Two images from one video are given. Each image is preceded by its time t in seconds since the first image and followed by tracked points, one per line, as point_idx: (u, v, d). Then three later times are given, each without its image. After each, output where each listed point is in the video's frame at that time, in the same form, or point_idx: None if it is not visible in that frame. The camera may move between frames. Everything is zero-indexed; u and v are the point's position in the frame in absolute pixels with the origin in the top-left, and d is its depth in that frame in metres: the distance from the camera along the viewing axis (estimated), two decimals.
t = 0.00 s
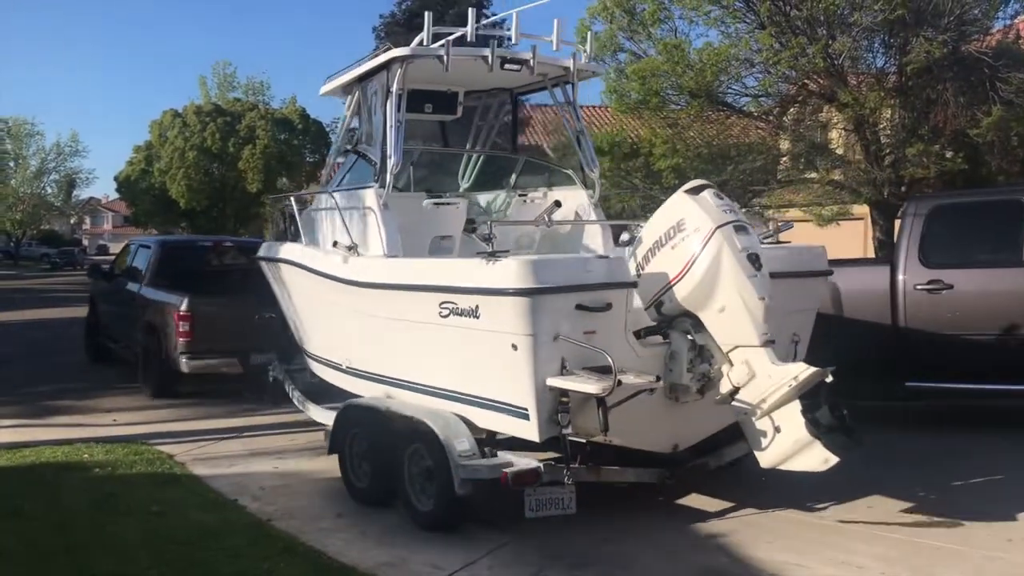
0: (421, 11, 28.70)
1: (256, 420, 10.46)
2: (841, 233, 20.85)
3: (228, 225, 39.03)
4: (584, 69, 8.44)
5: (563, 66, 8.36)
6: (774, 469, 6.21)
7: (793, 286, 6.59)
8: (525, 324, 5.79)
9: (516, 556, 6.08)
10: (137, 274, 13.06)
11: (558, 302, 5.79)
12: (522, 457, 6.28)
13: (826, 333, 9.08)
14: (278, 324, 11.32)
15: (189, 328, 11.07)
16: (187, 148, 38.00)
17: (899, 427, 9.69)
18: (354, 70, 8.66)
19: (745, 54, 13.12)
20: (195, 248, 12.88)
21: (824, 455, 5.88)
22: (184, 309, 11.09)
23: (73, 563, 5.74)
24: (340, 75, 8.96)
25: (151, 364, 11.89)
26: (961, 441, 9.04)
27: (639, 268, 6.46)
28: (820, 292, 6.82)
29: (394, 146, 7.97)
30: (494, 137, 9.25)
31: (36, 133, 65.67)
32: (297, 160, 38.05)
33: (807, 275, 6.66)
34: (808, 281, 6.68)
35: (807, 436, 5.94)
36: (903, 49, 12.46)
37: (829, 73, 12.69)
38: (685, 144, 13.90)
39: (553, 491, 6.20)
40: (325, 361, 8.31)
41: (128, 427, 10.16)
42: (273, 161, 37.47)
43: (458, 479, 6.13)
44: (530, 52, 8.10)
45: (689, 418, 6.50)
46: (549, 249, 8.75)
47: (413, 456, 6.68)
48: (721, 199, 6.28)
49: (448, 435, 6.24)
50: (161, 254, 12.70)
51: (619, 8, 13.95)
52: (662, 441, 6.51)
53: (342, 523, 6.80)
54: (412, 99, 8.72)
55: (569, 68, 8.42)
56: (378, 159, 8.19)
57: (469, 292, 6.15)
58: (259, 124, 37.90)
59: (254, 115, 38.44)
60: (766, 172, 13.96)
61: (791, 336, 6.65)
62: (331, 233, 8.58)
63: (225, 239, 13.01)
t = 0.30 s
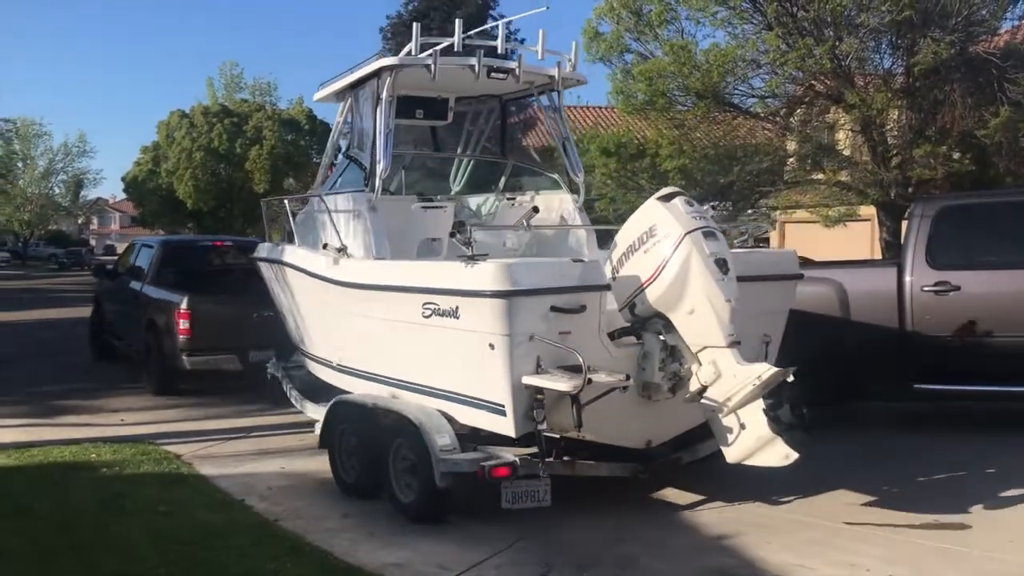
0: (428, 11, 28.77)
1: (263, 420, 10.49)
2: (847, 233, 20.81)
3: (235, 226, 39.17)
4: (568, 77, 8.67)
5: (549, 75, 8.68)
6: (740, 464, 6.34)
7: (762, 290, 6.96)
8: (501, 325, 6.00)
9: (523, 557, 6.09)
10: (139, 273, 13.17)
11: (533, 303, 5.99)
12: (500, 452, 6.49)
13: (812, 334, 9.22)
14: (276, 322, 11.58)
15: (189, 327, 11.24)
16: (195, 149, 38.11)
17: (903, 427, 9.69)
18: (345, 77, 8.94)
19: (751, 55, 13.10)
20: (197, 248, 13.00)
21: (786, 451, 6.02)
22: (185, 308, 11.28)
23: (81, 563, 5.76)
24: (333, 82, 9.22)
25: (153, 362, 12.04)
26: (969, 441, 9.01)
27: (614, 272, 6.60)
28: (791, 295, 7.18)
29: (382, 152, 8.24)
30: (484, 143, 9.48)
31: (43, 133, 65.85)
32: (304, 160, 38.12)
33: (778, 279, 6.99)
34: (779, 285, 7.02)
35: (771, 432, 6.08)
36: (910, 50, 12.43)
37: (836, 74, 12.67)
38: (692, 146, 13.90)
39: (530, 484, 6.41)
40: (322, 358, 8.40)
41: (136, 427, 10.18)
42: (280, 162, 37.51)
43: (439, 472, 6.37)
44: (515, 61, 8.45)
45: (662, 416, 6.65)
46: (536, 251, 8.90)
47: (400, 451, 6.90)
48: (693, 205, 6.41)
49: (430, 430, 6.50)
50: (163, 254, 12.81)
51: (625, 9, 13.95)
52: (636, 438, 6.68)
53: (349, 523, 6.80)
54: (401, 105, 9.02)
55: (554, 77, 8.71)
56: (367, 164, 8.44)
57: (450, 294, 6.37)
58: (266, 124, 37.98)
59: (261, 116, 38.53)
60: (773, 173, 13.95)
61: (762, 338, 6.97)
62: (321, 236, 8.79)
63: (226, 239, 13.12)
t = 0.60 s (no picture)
0: (435, 14, 28.85)
1: (270, 421, 10.52)
2: (854, 236, 20.79)
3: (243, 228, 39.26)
4: (555, 86, 8.90)
5: (535, 83, 8.88)
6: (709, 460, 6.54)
7: (739, 292, 7.20)
8: (482, 325, 6.23)
9: (530, 558, 6.11)
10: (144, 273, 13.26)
11: (513, 305, 6.21)
12: (482, 447, 6.72)
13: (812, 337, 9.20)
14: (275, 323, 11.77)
15: (191, 326, 11.55)
16: (202, 151, 38.22)
17: (909, 428, 9.68)
18: (340, 85, 9.11)
19: (759, 56, 13.12)
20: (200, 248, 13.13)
21: (752, 448, 6.27)
22: (185, 307, 11.57)
23: (90, 563, 5.79)
24: (327, 89, 9.34)
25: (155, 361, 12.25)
26: (977, 442, 8.99)
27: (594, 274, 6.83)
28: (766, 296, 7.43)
29: (374, 159, 8.48)
30: (477, 149, 9.70)
31: (51, 136, 66.09)
32: (311, 162, 38.20)
33: (754, 282, 7.27)
34: (755, 288, 7.30)
35: (738, 429, 6.31)
36: (917, 51, 12.42)
37: (844, 75, 12.66)
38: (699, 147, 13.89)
39: (510, 477, 6.67)
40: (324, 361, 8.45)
41: (144, 429, 10.22)
42: (287, 164, 37.57)
43: (424, 467, 6.62)
44: (503, 71, 8.55)
45: (639, 413, 6.85)
46: (526, 253, 9.06)
47: (388, 447, 7.12)
48: (668, 212, 6.64)
49: (415, 426, 6.75)
50: (167, 256, 12.95)
51: (632, 11, 13.98)
52: (614, 434, 6.85)
53: (356, 524, 6.82)
54: (393, 112, 9.26)
55: (541, 85, 8.92)
56: (360, 168, 8.66)
57: (435, 295, 6.58)
58: (273, 126, 38.08)
59: (268, 118, 38.61)
60: (781, 174, 13.91)
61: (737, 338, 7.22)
62: (314, 237, 9.09)
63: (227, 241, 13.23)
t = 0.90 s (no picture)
0: (440, 17, 28.88)
1: (275, 423, 10.55)
2: (859, 239, 20.80)
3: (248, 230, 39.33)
4: (546, 93, 9.07)
5: (526, 90, 8.99)
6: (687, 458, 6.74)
7: (721, 295, 7.29)
8: (466, 327, 6.33)
9: (536, 560, 6.10)
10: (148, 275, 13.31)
11: (498, 308, 6.30)
12: (468, 445, 6.79)
13: (812, 339, 9.28)
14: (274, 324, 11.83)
15: (193, 327, 11.59)
16: (207, 154, 38.30)
17: (913, 431, 9.66)
18: (336, 92, 9.15)
19: (763, 59, 13.13)
20: (203, 250, 13.20)
21: (729, 446, 6.41)
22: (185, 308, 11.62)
23: (97, 564, 5.81)
24: (323, 97, 9.41)
25: (157, 360, 12.46)
26: (983, 444, 8.98)
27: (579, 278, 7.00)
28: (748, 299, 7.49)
29: (368, 165, 8.55)
30: (471, 153, 9.91)
31: (57, 139, 66.25)
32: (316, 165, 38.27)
33: (736, 285, 7.33)
34: (737, 292, 7.38)
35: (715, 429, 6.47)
36: (923, 55, 12.42)
37: (849, 78, 12.64)
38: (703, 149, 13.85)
39: (495, 474, 6.76)
40: (321, 362, 8.62)
41: (149, 430, 10.24)
42: (292, 167, 37.63)
43: (412, 464, 6.69)
44: (493, 79, 8.68)
45: (622, 412, 6.99)
46: (517, 257, 9.22)
47: (377, 446, 7.23)
48: (649, 216, 6.75)
49: (404, 425, 6.82)
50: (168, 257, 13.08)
51: (636, 14, 14.02)
52: (598, 433, 7.01)
53: (362, 526, 6.83)
54: (388, 119, 9.50)
55: (531, 93, 9.05)
56: (353, 175, 8.73)
57: (422, 298, 6.69)
58: (278, 129, 38.16)
59: (273, 121, 38.70)
60: (785, 178, 13.91)
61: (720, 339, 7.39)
62: (310, 242, 9.23)
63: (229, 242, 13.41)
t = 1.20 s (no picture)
0: (444, 20, 28.88)
1: (278, 426, 10.56)
2: (862, 244, 20.79)
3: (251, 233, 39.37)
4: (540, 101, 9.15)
5: (519, 99, 9.09)
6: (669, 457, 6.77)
7: (706, 300, 7.37)
8: (455, 329, 6.44)
9: (539, 564, 6.10)
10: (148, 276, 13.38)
11: (485, 311, 6.40)
12: (458, 445, 6.93)
13: (814, 343, 9.30)
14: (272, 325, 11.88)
15: (192, 328, 11.65)
16: (211, 156, 38.33)
17: (916, 435, 9.65)
18: (332, 98, 9.19)
19: (767, 63, 13.14)
20: (203, 252, 13.27)
21: (709, 445, 6.46)
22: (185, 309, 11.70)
23: (100, 566, 5.82)
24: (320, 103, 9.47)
25: (156, 361, 12.55)
26: (987, 450, 8.96)
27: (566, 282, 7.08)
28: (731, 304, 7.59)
29: (362, 169, 8.65)
30: (466, 158, 9.91)
31: (62, 142, 66.37)
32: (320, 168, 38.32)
33: (719, 290, 7.42)
34: (721, 296, 7.47)
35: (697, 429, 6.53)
36: (927, 59, 12.40)
37: (853, 82, 12.63)
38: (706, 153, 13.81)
39: (482, 473, 6.87)
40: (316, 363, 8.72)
41: (152, 432, 10.25)
42: (295, 170, 37.66)
43: (401, 463, 6.84)
44: (488, 87, 8.76)
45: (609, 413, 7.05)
46: (510, 260, 9.37)
47: (369, 443, 7.37)
48: (635, 223, 6.86)
49: (395, 425, 6.97)
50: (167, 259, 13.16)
51: (640, 18, 14.09)
52: (582, 434, 7.06)
53: (364, 529, 6.83)
54: (384, 125, 9.40)
55: (525, 100, 9.13)
56: (348, 179, 8.86)
57: (413, 301, 6.81)
58: (282, 132, 38.22)
59: (277, 124, 38.75)
60: (789, 181, 13.89)
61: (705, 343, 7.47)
62: (309, 245, 9.24)
63: (229, 245, 13.49)
